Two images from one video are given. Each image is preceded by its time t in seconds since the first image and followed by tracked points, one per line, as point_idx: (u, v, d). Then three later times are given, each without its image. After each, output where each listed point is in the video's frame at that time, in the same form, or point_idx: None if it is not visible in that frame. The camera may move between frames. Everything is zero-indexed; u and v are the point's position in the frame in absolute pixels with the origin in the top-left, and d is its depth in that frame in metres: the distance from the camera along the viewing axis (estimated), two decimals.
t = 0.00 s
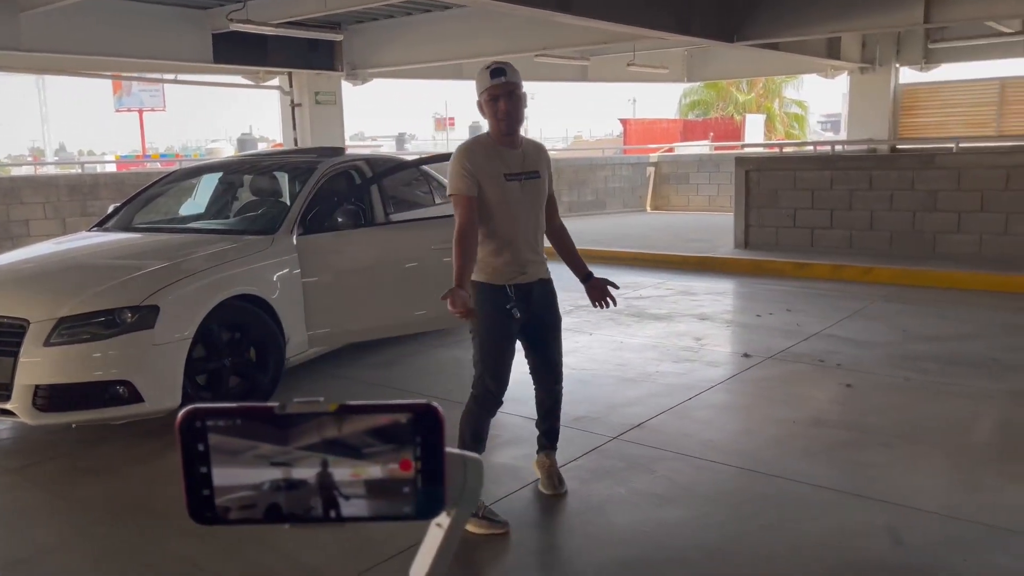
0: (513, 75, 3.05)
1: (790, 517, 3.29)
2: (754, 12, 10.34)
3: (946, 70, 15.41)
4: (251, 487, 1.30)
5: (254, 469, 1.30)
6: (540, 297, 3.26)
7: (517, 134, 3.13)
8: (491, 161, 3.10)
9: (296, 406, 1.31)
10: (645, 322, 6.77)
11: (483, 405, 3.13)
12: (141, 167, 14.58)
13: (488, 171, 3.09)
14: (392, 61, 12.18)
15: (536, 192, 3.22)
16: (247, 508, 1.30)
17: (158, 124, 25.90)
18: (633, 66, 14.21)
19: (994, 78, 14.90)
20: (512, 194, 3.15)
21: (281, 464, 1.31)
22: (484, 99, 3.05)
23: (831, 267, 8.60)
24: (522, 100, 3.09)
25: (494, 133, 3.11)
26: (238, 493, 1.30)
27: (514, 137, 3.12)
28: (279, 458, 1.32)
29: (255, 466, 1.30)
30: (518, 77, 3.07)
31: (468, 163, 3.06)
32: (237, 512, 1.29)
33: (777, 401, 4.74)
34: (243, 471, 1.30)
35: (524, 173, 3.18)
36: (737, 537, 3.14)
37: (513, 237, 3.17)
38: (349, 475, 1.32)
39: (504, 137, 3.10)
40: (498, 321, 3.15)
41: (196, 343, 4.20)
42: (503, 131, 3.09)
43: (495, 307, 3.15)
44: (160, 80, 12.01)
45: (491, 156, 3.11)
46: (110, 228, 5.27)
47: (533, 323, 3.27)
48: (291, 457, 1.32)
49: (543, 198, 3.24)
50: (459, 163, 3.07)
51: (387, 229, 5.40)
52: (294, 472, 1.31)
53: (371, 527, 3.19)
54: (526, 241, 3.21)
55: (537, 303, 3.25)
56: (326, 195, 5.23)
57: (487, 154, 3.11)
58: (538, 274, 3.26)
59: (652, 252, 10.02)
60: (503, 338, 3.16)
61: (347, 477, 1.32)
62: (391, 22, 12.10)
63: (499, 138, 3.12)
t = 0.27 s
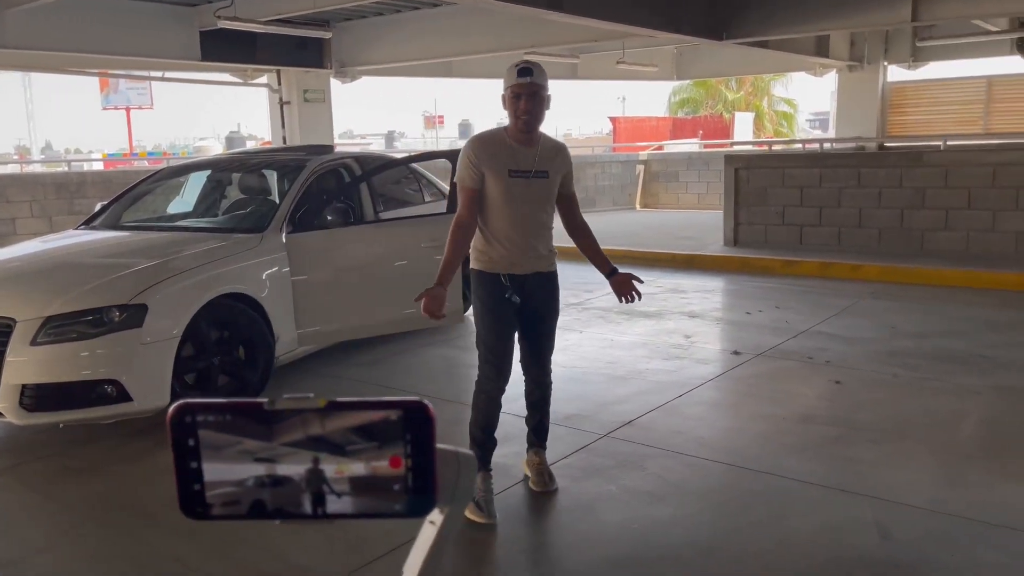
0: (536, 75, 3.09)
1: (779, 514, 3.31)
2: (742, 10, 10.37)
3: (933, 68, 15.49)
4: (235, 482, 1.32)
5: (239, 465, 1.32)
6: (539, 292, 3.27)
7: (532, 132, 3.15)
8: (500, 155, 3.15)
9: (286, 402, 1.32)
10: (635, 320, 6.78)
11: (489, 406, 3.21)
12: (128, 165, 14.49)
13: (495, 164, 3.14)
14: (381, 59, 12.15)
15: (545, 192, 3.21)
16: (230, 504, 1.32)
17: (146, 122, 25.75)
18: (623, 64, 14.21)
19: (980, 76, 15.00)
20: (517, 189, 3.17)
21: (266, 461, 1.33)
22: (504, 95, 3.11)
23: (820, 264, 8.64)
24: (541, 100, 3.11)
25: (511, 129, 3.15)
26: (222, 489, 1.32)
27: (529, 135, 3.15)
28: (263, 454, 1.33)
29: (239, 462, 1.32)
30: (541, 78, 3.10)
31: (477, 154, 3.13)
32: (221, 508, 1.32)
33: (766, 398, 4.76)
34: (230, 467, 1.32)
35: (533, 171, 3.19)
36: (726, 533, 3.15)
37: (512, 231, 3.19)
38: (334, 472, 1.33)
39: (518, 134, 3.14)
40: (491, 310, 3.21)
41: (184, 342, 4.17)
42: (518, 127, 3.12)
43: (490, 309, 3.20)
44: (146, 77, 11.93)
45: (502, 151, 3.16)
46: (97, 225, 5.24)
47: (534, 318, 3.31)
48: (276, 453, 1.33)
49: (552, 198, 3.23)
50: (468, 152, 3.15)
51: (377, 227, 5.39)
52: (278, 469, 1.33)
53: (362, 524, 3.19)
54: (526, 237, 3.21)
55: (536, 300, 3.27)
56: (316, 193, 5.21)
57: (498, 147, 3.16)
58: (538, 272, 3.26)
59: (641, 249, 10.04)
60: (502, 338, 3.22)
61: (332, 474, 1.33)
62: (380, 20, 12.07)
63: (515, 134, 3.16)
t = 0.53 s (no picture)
0: (536, 75, 3.14)
1: (773, 510, 3.32)
2: (735, 8, 10.38)
3: (925, 66, 15.54)
4: (224, 480, 1.33)
5: (227, 462, 1.33)
6: (524, 290, 3.30)
7: (528, 131, 3.19)
8: (494, 151, 3.23)
9: (277, 400, 1.33)
10: (629, 317, 6.79)
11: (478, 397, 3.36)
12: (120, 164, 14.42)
13: (487, 159, 3.23)
14: (374, 57, 12.12)
15: (535, 190, 3.23)
16: (219, 501, 1.33)
17: (137, 120, 25.62)
18: (616, 62, 14.21)
19: (971, 73, 15.05)
20: (506, 186, 3.22)
21: (254, 459, 1.33)
22: (505, 93, 3.20)
23: (813, 262, 8.67)
24: (538, 100, 3.14)
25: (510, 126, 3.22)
26: (210, 485, 1.33)
27: (525, 134, 3.20)
28: (250, 451, 1.33)
29: (228, 459, 1.33)
30: (542, 78, 3.14)
31: (472, 149, 3.24)
32: (211, 505, 1.33)
33: (760, 395, 4.77)
34: (222, 464, 1.33)
35: (526, 169, 3.23)
36: (720, 530, 3.16)
37: (497, 225, 3.26)
38: (320, 471, 1.33)
39: (515, 132, 3.20)
40: (475, 299, 3.33)
41: (176, 341, 4.16)
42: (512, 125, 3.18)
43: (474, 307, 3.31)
44: (138, 75, 11.87)
45: (498, 147, 3.24)
46: (89, 224, 5.22)
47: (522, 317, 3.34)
48: (264, 451, 1.33)
49: (543, 197, 3.24)
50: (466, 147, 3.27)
51: (370, 225, 5.39)
52: (266, 467, 1.33)
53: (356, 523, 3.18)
54: (511, 233, 3.25)
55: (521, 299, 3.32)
56: (308, 191, 5.20)
57: (495, 144, 3.24)
58: (524, 267, 3.28)
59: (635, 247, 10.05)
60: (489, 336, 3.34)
61: (319, 473, 1.33)
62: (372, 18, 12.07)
63: (513, 132, 3.22)
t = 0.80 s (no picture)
0: (517, 72, 3.15)
1: (770, 508, 3.32)
2: (731, 6, 10.39)
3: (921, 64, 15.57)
4: (219, 479, 1.33)
5: (221, 461, 1.33)
6: (504, 291, 3.32)
7: (508, 128, 3.21)
8: (477, 150, 3.29)
9: (273, 398, 1.33)
10: (626, 316, 6.79)
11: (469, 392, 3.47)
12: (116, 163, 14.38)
13: (471, 158, 3.29)
14: (370, 56, 12.11)
15: (513, 187, 3.24)
16: (214, 500, 1.33)
17: (133, 119, 25.55)
18: (612, 60, 14.21)
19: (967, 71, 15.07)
20: (486, 184, 3.27)
21: (248, 458, 1.33)
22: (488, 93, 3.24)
23: (809, 260, 8.69)
24: (517, 96, 3.14)
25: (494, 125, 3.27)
26: (204, 485, 1.33)
27: (505, 132, 3.22)
28: (244, 450, 1.33)
29: (223, 458, 1.33)
30: (522, 74, 3.14)
31: (457, 149, 3.33)
32: (206, 503, 1.33)
33: (756, 393, 4.77)
34: (217, 463, 1.33)
35: (506, 167, 3.25)
36: (717, 528, 3.16)
37: (479, 223, 3.32)
38: (313, 470, 1.32)
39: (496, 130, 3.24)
40: (458, 299, 3.42)
41: (173, 340, 4.15)
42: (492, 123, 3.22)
43: (457, 308, 3.40)
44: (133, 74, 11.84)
45: (481, 147, 3.29)
46: (85, 224, 5.21)
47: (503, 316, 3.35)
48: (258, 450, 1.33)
49: (521, 195, 3.25)
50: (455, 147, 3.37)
51: (367, 224, 5.38)
52: (259, 466, 1.32)
53: (353, 522, 3.18)
54: (491, 231, 3.30)
55: (501, 298, 3.33)
56: (305, 189, 5.20)
57: (479, 143, 3.30)
58: (501, 267, 3.30)
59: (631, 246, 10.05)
60: (473, 334, 3.41)
61: (312, 472, 1.32)
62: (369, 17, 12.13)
63: (496, 130, 3.26)
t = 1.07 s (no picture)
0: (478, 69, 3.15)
1: (770, 507, 3.32)
2: (730, 5, 10.38)
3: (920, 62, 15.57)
4: (218, 479, 1.33)
5: (219, 461, 1.33)
6: (477, 290, 3.30)
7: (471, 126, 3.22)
8: (445, 151, 3.32)
9: (271, 398, 1.33)
10: (625, 314, 6.79)
11: (461, 392, 3.48)
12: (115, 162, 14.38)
13: (440, 160, 3.33)
14: (369, 55, 12.10)
15: (479, 184, 3.25)
16: (213, 501, 1.33)
17: (132, 119, 25.54)
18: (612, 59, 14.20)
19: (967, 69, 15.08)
20: (454, 184, 3.30)
21: (247, 458, 1.33)
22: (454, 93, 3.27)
23: (809, 258, 8.69)
24: (478, 92, 3.14)
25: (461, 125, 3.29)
26: (202, 485, 1.33)
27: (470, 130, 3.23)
28: (243, 449, 1.33)
29: (222, 458, 1.33)
30: (483, 71, 3.14)
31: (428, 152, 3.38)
32: (205, 504, 1.33)
33: (756, 392, 4.77)
34: (217, 465, 1.33)
35: (472, 165, 3.26)
36: (717, 527, 3.16)
37: (451, 224, 3.35)
38: (312, 470, 1.32)
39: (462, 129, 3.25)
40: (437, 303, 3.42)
41: (173, 340, 4.15)
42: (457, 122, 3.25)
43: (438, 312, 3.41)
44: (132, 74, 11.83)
45: (450, 148, 3.32)
46: (84, 224, 5.21)
47: (484, 318, 3.33)
48: (257, 450, 1.33)
49: (488, 192, 3.24)
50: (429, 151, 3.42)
51: (366, 224, 5.39)
52: (258, 466, 1.33)
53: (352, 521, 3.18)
54: (461, 231, 3.31)
55: (480, 299, 3.31)
56: (305, 189, 5.20)
57: (447, 144, 3.33)
58: (472, 267, 3.30)
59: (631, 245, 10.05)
60: (460, 336, 3.41)
61: (311, 472, 1.32)
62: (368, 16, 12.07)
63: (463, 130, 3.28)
